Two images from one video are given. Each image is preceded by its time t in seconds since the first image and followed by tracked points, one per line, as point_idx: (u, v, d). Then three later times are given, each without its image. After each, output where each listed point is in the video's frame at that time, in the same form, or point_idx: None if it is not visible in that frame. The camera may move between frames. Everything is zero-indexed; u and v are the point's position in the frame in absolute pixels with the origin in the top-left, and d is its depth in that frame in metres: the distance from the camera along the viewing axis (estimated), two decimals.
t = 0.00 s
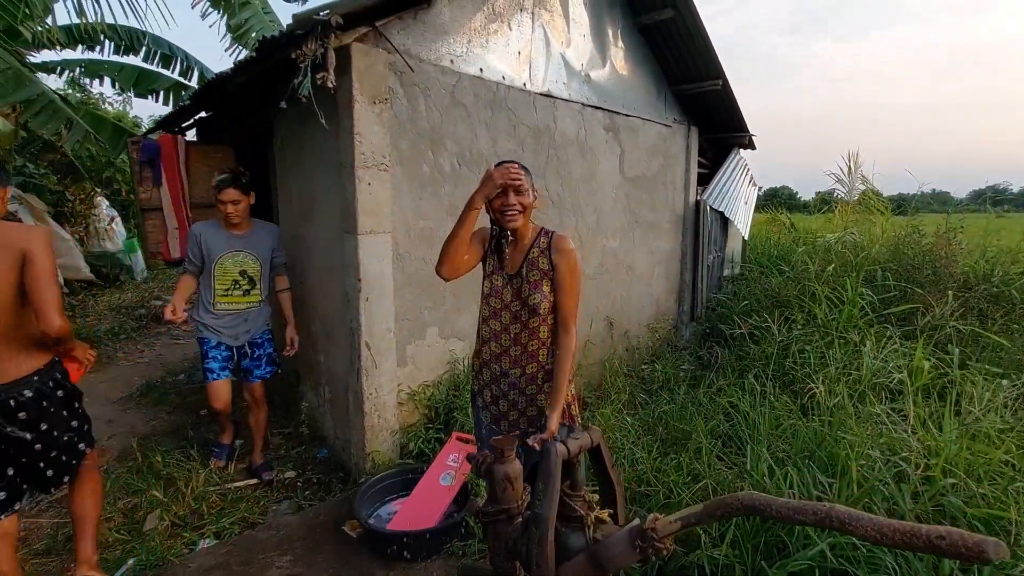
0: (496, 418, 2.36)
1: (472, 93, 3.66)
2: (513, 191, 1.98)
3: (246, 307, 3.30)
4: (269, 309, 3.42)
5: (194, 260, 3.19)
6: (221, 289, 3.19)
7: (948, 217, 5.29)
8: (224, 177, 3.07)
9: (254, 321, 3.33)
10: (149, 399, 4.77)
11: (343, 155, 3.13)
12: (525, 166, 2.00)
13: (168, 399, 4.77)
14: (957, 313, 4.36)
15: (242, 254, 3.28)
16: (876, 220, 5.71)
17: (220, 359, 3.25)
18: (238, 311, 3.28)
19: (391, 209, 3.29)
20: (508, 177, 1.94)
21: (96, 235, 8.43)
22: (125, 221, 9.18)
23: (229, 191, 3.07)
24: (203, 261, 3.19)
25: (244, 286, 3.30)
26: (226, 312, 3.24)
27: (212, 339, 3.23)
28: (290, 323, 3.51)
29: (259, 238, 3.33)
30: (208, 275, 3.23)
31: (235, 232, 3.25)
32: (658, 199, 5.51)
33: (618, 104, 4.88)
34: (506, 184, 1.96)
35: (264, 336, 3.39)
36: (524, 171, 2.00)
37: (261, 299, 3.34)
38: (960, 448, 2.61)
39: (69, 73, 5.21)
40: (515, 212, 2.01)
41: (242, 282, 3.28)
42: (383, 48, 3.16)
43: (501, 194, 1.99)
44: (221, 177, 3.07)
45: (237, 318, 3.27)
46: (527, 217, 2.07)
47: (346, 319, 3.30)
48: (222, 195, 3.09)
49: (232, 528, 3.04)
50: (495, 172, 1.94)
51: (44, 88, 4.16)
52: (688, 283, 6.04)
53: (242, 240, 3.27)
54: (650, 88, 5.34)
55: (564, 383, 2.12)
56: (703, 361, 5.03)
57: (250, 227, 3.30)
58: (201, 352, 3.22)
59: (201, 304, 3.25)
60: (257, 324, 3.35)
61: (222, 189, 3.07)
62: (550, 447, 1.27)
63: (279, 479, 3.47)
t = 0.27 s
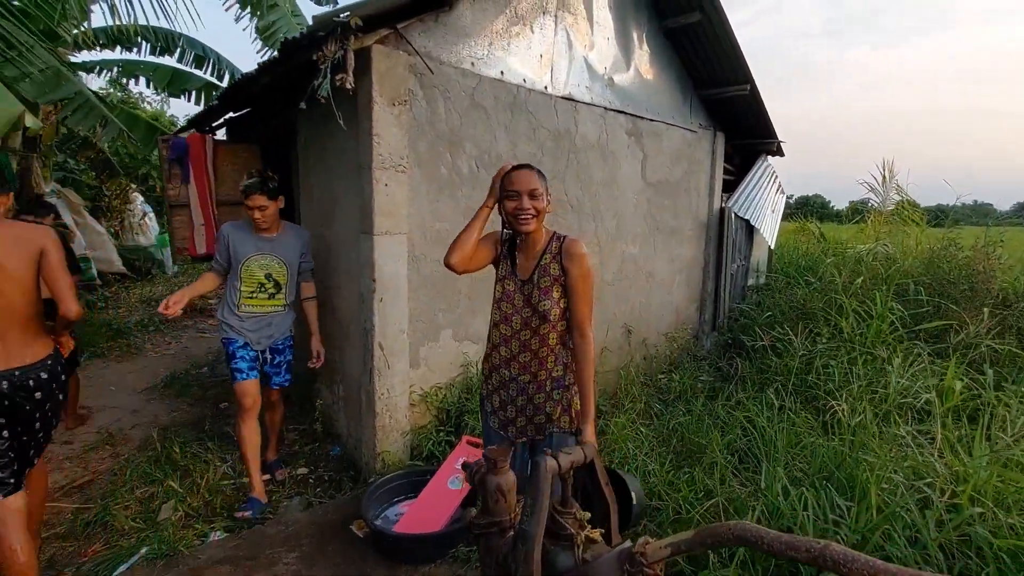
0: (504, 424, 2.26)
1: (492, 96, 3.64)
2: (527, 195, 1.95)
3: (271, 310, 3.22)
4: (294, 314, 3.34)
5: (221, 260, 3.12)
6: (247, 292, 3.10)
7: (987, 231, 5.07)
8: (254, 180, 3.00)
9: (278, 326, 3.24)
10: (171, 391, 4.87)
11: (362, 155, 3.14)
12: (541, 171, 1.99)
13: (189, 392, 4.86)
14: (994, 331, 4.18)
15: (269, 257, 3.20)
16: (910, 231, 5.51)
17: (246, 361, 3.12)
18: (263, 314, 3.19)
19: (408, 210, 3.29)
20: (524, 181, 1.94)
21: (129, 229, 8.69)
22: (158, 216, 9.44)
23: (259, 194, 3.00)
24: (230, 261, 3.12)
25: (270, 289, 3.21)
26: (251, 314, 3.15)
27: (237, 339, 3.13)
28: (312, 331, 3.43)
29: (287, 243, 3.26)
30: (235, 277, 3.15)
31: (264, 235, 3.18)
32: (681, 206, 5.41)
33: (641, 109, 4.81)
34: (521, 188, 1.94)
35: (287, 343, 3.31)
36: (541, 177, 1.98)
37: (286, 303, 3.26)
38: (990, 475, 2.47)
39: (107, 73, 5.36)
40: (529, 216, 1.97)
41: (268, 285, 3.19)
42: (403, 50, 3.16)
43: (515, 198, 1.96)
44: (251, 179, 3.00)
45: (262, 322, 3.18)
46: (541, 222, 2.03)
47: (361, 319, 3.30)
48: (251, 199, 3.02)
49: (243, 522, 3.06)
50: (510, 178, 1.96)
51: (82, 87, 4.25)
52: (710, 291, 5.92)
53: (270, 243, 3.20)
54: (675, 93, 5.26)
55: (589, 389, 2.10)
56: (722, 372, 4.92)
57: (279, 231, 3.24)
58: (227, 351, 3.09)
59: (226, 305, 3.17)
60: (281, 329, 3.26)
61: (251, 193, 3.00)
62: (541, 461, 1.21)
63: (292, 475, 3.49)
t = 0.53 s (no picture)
0: (513, 433, 2.23)
1: (503, 101, 3.63)
2: (538, 202, 1.93)
3: (288, 324, 3.12)
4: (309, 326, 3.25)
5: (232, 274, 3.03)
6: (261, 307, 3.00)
7: (1016, 233, 4.92)
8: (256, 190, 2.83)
9: (294, 340, 3.15)
10: (189, 394, 4.94)
11: (373, 161, 3.14)
12: (553, 179, 1.97)
13: (206, 394, 4.93)
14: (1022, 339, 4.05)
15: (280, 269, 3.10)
16: (934, 233, 5.36)
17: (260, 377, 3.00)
18: (279, 328, 3.09)
19: (419, 216, 3.29)
20: (536, 188, 1.92)
21: (151, 233, 8.87)
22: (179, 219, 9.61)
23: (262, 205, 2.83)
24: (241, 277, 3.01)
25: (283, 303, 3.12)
26: (266, 328, 3.05)
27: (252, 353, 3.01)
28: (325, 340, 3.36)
29: (299, 253, 3.15)
30: (247, 291, 3.06)
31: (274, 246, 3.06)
32: (697, 209, 5.34)
33: (655, 111, 4.76)
34: (533, 197, 1.93)
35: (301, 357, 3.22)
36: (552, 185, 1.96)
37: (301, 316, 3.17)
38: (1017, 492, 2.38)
39: (128, 80, 5.46)
40: (541, 224, 1.95)
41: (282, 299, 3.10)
42: (414, 56, 3.16)
43: (525, 205, 1.94)
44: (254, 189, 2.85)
45: (278, 335, 3.09)
46: (552, 230, 2.00)
47: (372, 324, 3.31)
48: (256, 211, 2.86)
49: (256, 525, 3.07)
50: (521, 185, 1.94)
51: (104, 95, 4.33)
52: (726, 295, 5.84)
53: (281, 254, 3.08)
54: (691, 95, 5.19)
55: (609, 397, 2.11)
56: (738, 378, 4.84)
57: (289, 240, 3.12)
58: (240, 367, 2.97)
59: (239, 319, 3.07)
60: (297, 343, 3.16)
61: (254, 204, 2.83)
62: (541, 483, 1.19)
63: (304, 479, 3.50)
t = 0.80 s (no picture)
0: (517, 435, 2.22)
1: (504, 101, 3.62)
2: (540, 204, 1.92)
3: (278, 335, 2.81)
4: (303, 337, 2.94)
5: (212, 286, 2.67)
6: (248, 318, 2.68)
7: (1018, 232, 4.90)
8: (225, 189, 2.46)
9: (286, 352, 2.85)
10: (190, 396, 4.94)
11: (373, 163, 3.13)
12: (554, 180, 1.95)
13: (207, 396, 4.92)
14: None
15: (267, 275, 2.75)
16: (936, 232, 5.35)
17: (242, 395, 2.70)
18: (269, 340, 2.78)
19: (419, 217, 3.28)
20: (537, 188, 1.89)
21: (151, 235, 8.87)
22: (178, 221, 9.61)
23: (234, 205, 2.47)
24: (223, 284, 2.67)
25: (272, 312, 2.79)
26: (256, 343, 2.75)
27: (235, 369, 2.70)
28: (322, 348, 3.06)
29: (284, 254, 2.82)
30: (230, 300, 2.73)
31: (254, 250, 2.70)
32: (697, 209, 5.34)
33: (656, 111, 4.75)
34: (534, 199, 1.91)
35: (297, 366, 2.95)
36: (553, 186, 1.94)
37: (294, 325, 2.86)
38: None
39: (128, 83, 5.45)
40: (542, 226, 1.94)
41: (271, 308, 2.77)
42: (414, 57, 3.15)
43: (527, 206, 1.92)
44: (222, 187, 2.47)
45: (270, 349, 2.79)
46: (554, 232, 1.99)
47: (373, 325, 3.30)
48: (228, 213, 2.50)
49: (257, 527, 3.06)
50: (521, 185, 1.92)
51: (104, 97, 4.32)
52: (727, 295, 5.83)
53: (263, 259, 2.73)
54: (691, 95, 5.19)
55: (611, 399, 2.09)
56: (740, 378, 4.83)
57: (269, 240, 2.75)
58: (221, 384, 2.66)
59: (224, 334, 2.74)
60: (291, 353, 2.89)
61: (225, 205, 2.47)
62: (548, 488, 1.18)
63: (306, 481, 3.49)
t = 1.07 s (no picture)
0: (523, 430, 2.23)
1: (505, 98, 3.63)
2: (544, 199, 1.93)
3: (266, 328, 2.55)
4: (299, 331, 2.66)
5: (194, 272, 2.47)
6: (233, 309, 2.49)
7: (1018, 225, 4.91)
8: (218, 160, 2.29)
9: (276, 347, 2.57)
10: (192, 396, 4.94)
11: (375, 161, 3.14)
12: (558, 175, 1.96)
13: (209, 396, 4.92)
14: None
15: (255, 261, 2.52)
16: (936, 227, 5.36)
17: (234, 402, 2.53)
18: (256, 334, 2.54)
19: (421, 215, 3.28)
20: (542, 182, 1.90)
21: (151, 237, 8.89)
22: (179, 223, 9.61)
23: (227, 177, 2.28)
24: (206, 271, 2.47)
25: (261, 302, 2.54)
26: (242, 335, 2.51)
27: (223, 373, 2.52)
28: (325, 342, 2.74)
29: (273, 237, 2.56)
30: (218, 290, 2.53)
31: (242, 232, 2.49)
32: (698, 206, 5.35)
33: (656, 108, 4.76)
34: (538, 193, 1.92)
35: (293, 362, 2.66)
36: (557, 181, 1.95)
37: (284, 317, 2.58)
38: None
39: (129, 85, 5.46)
40: (546, 220, 1.95)
41: (258, 298, 2.53)
42: (415, 55, 3.16)
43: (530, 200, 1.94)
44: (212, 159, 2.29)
45: (257, 342, 2.54)
46: (557, 226, 2.00)
47: (376, 323, 3.30)
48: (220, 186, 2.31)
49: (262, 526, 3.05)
50: (525, 179, 1.92)
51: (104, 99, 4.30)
52: (728, 292, 5.85)
53: (253, 243, 2.51)
54: (691, 92, 5.20)
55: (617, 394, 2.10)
56: (742, 374, 4.84)
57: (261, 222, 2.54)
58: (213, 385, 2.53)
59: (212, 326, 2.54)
60: (283, 348, 2.60)
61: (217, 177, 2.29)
62: (560, 475, 1.19)
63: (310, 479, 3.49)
